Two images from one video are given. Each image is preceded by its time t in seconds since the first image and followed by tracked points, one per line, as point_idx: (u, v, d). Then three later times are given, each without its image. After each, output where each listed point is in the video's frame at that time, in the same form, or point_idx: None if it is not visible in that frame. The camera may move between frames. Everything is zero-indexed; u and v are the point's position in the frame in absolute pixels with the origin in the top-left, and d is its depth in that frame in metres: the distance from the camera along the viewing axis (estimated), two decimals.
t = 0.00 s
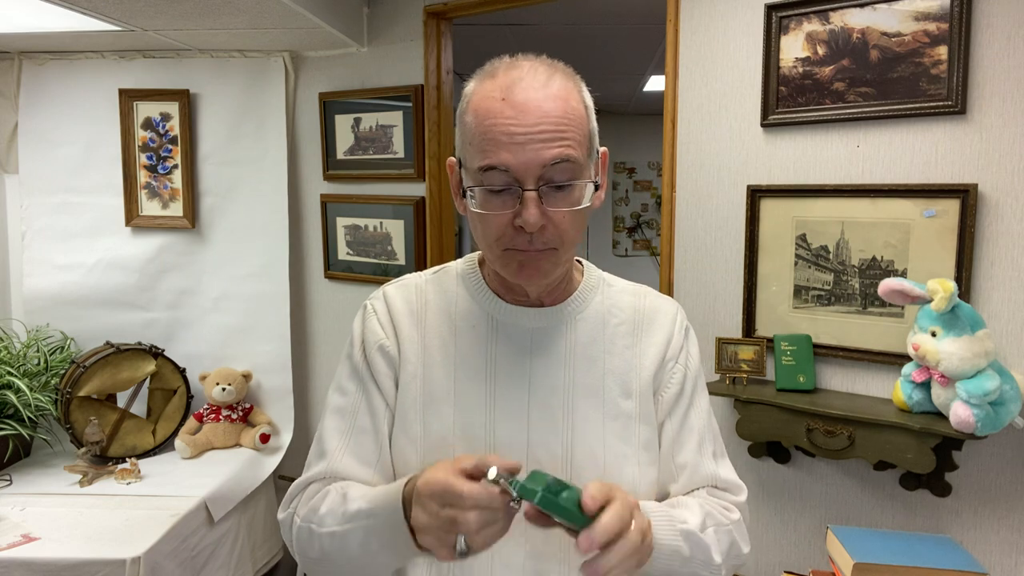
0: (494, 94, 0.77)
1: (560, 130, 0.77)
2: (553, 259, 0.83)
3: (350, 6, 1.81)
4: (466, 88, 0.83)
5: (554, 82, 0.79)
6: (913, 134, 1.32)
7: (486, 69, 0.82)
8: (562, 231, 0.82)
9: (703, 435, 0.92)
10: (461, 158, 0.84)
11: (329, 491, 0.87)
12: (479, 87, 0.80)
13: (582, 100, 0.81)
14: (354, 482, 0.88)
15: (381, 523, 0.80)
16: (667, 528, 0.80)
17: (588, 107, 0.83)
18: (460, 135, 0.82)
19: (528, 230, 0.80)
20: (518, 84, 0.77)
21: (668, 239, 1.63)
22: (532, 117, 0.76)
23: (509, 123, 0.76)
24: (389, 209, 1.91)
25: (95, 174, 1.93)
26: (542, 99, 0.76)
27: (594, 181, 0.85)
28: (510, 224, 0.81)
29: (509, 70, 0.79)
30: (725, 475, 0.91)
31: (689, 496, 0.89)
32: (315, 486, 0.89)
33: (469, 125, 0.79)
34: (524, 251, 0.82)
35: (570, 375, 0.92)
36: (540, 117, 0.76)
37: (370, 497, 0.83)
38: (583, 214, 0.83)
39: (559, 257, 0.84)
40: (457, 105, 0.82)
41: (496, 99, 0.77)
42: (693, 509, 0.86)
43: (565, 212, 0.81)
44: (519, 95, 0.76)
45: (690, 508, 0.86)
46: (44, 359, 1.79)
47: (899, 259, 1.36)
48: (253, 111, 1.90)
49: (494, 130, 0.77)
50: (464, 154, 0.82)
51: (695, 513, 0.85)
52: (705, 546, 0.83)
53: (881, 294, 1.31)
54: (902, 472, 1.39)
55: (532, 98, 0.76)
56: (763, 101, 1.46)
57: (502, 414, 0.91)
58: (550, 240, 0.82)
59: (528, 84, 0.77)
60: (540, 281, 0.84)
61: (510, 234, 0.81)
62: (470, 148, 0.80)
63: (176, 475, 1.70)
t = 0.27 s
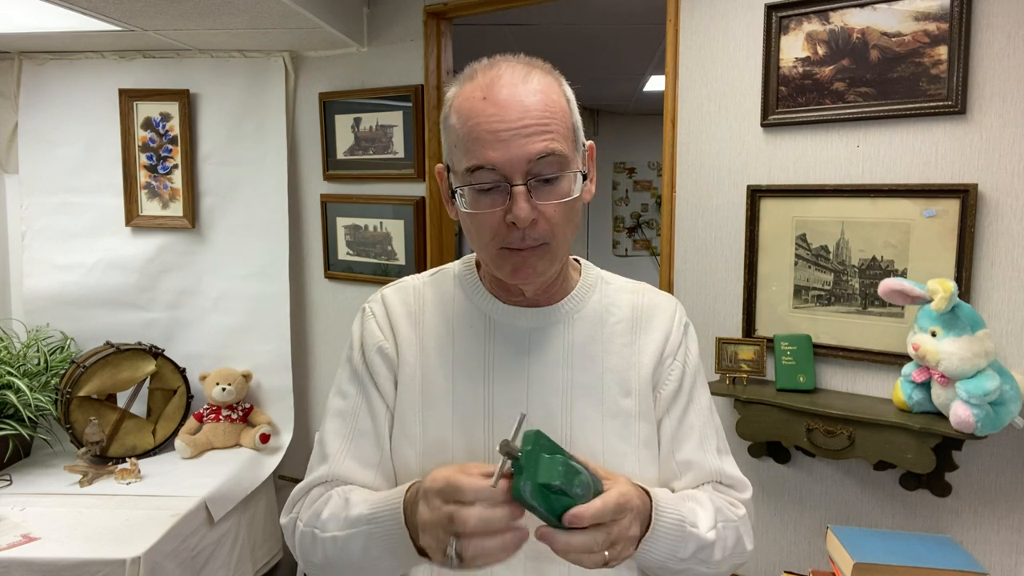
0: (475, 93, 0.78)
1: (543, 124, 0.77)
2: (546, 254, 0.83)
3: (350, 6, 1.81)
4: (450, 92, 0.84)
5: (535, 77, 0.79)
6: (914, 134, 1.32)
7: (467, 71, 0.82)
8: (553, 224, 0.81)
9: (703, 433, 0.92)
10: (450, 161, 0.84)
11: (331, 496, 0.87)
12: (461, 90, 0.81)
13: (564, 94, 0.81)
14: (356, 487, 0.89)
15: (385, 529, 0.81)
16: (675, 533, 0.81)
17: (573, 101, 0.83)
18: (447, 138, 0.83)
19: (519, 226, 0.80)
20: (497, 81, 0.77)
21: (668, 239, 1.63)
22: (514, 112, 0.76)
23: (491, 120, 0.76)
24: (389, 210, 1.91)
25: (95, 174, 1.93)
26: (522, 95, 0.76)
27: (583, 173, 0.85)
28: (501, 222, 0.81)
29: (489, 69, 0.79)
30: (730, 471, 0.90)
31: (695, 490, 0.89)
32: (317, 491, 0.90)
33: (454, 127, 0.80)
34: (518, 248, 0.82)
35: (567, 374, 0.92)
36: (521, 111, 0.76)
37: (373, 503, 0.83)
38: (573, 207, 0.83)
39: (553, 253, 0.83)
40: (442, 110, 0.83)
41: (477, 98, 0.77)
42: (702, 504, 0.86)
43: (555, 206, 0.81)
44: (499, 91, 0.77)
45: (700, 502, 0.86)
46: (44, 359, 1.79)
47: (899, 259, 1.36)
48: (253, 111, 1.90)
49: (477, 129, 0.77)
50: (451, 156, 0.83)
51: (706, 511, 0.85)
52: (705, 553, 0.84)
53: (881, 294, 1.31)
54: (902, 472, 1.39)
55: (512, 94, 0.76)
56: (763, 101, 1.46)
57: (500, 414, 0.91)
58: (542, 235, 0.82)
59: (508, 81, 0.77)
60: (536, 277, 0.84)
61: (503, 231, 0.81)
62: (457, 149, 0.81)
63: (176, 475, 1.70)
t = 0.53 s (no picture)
0: (475, 88, 0.78)
1: (541, 121, 0.77)
2: (540, 251, 0.83)
3: (350, 6, 1.81)
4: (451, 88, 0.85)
5: (536, 75, 0.79)
6: (913, 134, 1.32)
7: (469, 68, 0.83)
8: (548, 222, 0.81)
9: (698, 431, 0.92)
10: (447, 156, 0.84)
11: (323, 511, 0.88)
12: (461, 85, 0.81)
13: (564, 93, 0.82)
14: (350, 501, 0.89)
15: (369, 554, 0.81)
16: (656, 524, 0.81)
17: (573, 101, 0.84)
18: (446, 132, 0.83)
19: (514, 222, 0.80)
20: (498, 77, 0.78)
21: (668, 239, 1.63)
22: (512, 108, 0.76)
23: (490, 115, 0.77)
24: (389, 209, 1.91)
25: (94, 174, 1.93)
26: (521, 91, 0.77)
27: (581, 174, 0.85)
28: (496, 217, 0.81)
29: (490, 66, 0.80)
30: (725, 469, 0.90)
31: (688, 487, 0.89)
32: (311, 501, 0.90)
33: (452, 121, 0.80)
34: (512, 245, 0.82)
35: (563, 374, 0.92)
36: (520, 107, 0.76)
37: (358, 529, 0.83)
38: (569, 205, 0.83)
39: (547, 250, 0.83)
40: (441, 105, 0.83)
41: (477, 93, 0.78)
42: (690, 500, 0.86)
43: (550, 203, 0.80)
44: (499, 87, 0.77)
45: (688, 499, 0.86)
46: (44, 359, 1.79)
47: (899, 259, 1.36)
48: (254, 111, 1.90)
49: (475, 123, 0.77)
50: (449, 151, 0.83)
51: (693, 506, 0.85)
52: (690, 542, 0.84)
53: (881, 294, 1.31)
54: (902, 472, 1.39)
55: (512, 90, 0.77)
56: (763, 101, 1.46)
57: (498, 413, 0.91)
58: (536, 232, 0.82)
59: (508, 77, 0.78)
60: (529, 275, 0.84)
61: (497, 227, 0.81)
62: (455, 144, 0.81)
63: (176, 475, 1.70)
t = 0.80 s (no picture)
0: (496, 85, 0.78)
1: (560, 125, 0.78)
2: (544, 254, 0.83)
3: (350, 6, 1.81)
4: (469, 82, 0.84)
5: (558, 79, 0.79)
6: (914, 134, 1.32)
7: (490, 63, 0.82)
8: (555, 226, 0.82)
9: (693, 428, 0.92)
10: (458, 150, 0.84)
11: (321, 517, 0.87)
12: (481, 79, 0.80)
13: (583, 101, 0.82)
14: (348, 505, 0.89)
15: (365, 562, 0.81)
16: (645, 508, 0.81)
17: (590, 109, 0.84)
18: (460, 125, 0.83)
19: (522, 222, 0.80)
20: (521, 76, 0.78)
21: (668, 239, 1.63)
22: (533, 109, 0.76)
23: (510, 113, 0.76)
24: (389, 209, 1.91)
25: (94, 174, 1.93)
26: (543, 93, 0.77)
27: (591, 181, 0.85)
28: (505, 215, 0.80)
29: (513, 64, 0.79)
30: (721, 467, 0.90)
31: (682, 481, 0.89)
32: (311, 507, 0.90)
33: (469, 115, 0.80)
34: (518, 244, 0.82)
35: (560, 373, 0.92)
36: (541, 108, 0.76)
37: (355, 536, 0.83)
38: (578, 212, 0.83)
39: (551, 254, 0.83)
40: (457, 97, 0.83)
41: (498, 90, 0.77)
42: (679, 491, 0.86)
43: (559, 208, 0.81)
44: (522, 86, 0.77)
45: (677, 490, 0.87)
46: (44, 359, 1.79)
47: (899, 259, 1.36)
48: (254, 111, 1.90)
49: (494, 119, 0.77)
50: (462, 144, 0.82)
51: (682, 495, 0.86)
52: (682, 526, 0.83)
53: (881, 294, 1.31)
54: (902, 472, 1.39)
55: (534, 91, 0.77)
56: (764, 101, 1.46)
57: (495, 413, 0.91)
58: (542, 235, 0.82)
59: (531, 78, 0.78)
60: (531, 276, 0.84)
61: (504, 225, 0.81)
62: (469, 138, 0.80)
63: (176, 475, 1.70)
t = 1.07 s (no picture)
0: (509, 85, 0.78)
1: (570, 129, 0.78)
2: (547, 257, 0.83)
3: (350, 6, 1.81)
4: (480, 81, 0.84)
5: (571, 83, 0.79)
6: (914, 134, 1.32)
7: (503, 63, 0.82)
8: (559, 230, 0.82)
9: (693, 430, 0.92)
10: (467, 149, 0.84)
11: (323, 521, 0.87)
12: (493, 79, 0.80)
13: (595, 105, 0.82)
14: (350, 508, 0.88)
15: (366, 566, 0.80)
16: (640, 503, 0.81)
17: (600, 113, 0.84)
18: (469, 123, 0.82)
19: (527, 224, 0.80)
20: (534, 78, 0.78)
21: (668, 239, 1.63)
22: (544, 111, 0.76)
23: (521, 114, 0.76)
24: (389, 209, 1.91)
25: (95, 174, 1.93)
26: (555, 96, 0.77)
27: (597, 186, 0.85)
28: (510, 217, 0.81)
29: (527, 65, 0.79)
30: (719, 469, 0.90)
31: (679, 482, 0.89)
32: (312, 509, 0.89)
33: (479, 115, 0.80)
34: (522, 246, 0.82)
35: (561, 375, 0.92)
36: (552, 111, 0.76)
37: (358, 543, 0.82)
38: (583, 217, 0.83)
39: (553, 257, 0.84)
40: (468, 96, 0.83)
41: (510, 90, 0.77)
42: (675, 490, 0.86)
43: (564, 212, 0.81)
44: (534, 88, 0.77)
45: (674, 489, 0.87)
46: (44, 359, 1.79)
47: (899, 259, 1.36)
48: (254, 111, 1.90)
49: (504, 120, 0.77)
50: (471, 143, 0.82)
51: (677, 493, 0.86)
52: (680, 524, 0.83)
53: (881, 294, 1.31)
54: (902, 472, 1.39)
55: (546, 93, 0.77)
56: (764, 101, 1.46)
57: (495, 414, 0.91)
58: (546, 238, 0.82)
59: (543, 80, 0.77)
60: (533, 278, 0.84)
61: (509, 226, 0.81)
62: (478, 138, 0.80)
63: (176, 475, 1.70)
